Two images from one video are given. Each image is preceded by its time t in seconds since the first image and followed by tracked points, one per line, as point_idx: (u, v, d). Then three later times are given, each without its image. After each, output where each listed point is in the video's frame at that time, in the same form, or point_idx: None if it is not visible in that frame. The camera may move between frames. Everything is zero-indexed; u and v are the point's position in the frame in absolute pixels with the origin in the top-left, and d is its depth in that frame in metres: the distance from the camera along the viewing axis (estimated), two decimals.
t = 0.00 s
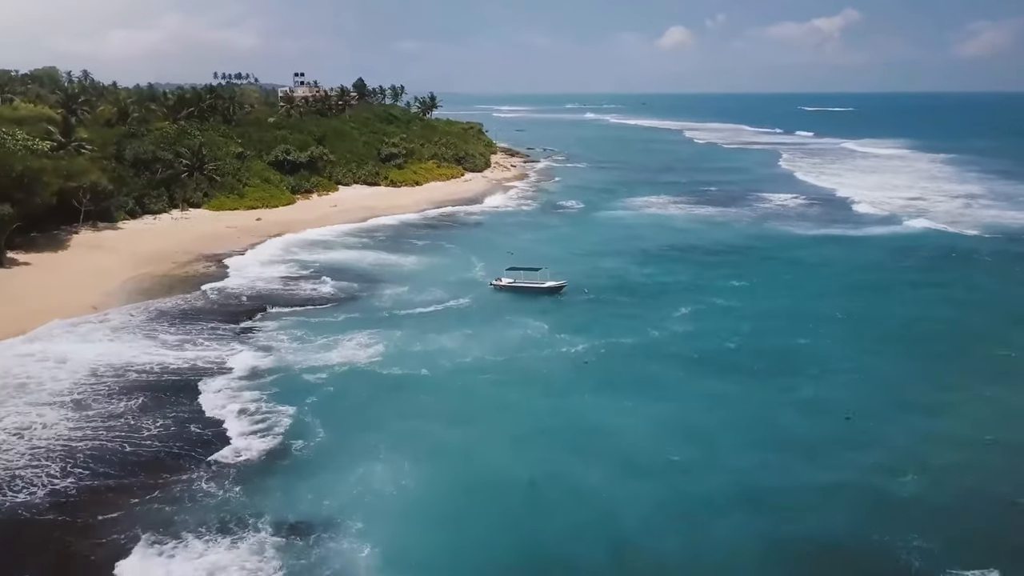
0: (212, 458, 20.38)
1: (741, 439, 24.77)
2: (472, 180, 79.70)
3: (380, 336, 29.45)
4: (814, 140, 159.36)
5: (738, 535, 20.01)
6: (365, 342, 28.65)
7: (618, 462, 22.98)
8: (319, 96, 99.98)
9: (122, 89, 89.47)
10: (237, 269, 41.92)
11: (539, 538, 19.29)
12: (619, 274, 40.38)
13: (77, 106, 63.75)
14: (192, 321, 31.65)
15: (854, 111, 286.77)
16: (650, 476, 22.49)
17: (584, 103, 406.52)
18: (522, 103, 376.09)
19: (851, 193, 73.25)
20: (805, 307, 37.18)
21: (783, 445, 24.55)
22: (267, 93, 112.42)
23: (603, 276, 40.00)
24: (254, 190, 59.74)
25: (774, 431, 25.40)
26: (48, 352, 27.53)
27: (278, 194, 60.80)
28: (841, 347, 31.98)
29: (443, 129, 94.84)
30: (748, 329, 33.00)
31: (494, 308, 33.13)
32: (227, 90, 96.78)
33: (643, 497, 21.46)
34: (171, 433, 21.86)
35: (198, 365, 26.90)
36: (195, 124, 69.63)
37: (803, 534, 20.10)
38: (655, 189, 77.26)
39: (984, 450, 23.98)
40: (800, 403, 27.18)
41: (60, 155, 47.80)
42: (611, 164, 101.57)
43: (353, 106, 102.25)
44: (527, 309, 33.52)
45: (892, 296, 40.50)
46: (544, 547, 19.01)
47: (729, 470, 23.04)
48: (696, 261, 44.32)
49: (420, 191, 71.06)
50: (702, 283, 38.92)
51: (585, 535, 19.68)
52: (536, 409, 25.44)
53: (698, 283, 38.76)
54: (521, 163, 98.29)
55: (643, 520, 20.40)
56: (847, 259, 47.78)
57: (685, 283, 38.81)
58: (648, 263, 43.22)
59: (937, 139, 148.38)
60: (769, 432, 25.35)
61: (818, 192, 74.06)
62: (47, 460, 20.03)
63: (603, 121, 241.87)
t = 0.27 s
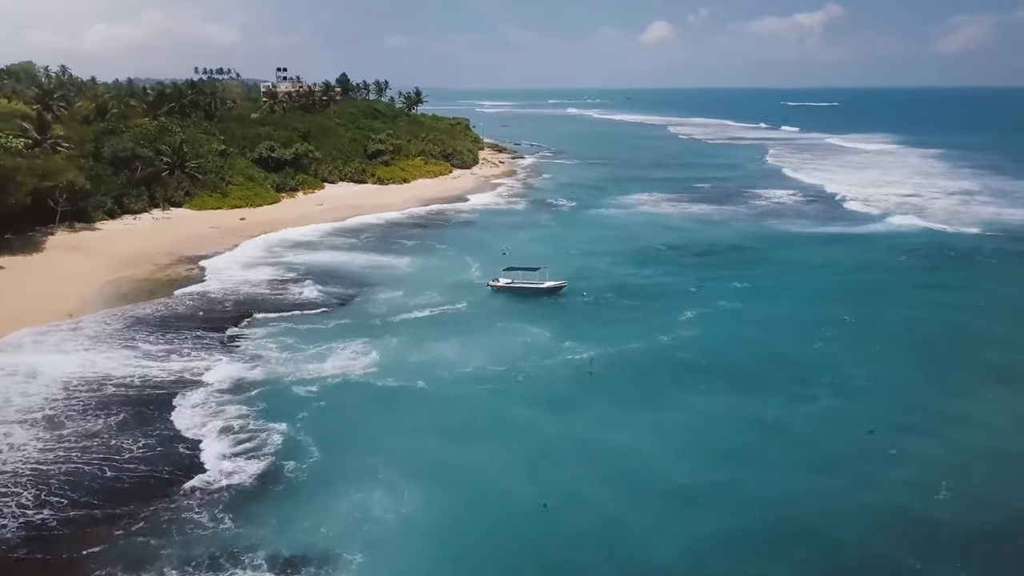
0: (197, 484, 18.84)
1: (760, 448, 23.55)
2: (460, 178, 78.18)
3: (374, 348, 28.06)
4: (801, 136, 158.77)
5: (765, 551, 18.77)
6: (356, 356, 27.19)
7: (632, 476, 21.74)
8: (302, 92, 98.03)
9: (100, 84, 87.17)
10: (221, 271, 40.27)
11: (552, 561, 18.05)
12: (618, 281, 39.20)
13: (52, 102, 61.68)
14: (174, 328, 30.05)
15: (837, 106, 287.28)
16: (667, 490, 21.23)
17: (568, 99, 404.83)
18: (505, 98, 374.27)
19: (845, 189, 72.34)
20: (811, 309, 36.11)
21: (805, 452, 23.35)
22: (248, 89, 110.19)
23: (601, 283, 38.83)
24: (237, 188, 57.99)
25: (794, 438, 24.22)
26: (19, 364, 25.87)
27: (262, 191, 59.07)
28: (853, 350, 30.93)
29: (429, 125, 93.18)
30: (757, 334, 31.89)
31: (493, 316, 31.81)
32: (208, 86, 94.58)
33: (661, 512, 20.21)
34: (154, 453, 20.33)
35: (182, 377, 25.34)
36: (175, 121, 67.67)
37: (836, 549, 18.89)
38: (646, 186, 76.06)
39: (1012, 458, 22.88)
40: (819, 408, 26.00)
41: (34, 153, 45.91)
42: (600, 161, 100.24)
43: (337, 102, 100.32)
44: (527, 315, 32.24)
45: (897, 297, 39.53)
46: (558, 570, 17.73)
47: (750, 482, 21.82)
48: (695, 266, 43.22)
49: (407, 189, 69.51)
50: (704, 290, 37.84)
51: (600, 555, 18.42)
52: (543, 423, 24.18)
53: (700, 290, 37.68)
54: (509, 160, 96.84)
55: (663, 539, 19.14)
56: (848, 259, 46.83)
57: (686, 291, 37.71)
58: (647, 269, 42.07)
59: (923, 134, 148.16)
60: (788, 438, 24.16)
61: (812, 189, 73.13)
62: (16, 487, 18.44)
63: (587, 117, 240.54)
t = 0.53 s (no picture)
0: (185, 513, 17.59)
1: (779, 460, 22.48)
2: (451, 175, 76.89)
3: (370, 358, 26.84)
4: (791, 131, 158.11)
5: (794, 574, 17.69)
6: (349, 367, 25.99)
7: (645, 492, 20.70)
8: (288, 87, 96.31)
9: (81, 80, 85.20)
10: (208, 273, 38.89)
11: None
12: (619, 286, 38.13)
13: (32, 98, 59.92)
14: (159, 337, 28.69)
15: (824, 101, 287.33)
16: (684, 509, 20.12)
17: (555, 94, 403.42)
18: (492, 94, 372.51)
19: (841, 186, 71.46)
20: (819, 313, 35.17)
21: (826, 464, 22.31)
22: (233, 85, 108.28)
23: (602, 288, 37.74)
24: (223, 186, 56.51)
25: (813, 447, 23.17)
26: None
27: (248, 190, 57.61)
28: (867, 354, 29.98)
29: (419, 121, 91.70)
30: (766, 340, 30.88)
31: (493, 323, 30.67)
32: (192, 82, 92.72)
33: (680, 533, 19.11)
34: (141, 475, 19.08)
35: (168, 390, 24.03)
36: (158, 117, 66.00)
37: (868, 572, 17.82)
38: (640, 183, 74.95)
39: None
40: (837, 416, 24.98)
41: (12, 151, 44.30)
42: (591, 158, 99.06)
43: (324, 98, 98.64)
44: (528, 324, 31.12)
45: (904, 298, 38.63)
46: None
47: (771, 497, 20.76)
48: (696, 269, 42.22)
49: (397, 187, 68.16)
50: (708, 295, 36.86)
51: None
52: (551, 436, 23.05)
53: (703, 296, 36.69)
54: (499, 157, 95.53)
55: (685, 563, 18.03)
56: (851, 258, 45.93)
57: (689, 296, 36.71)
58: (648, 273, 41.03)
59: (913, 130, 147.78)
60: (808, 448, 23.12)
61: (808, 185, 72.24)
62: None
63: (575, 112, 239.20)
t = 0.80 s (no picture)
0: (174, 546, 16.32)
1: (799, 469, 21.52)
2: (442, 173, 75.56)
3: (367, 369, 25.64)
4: (781, 127, 157.53)
5: None
6: (346, 380, 24.77)
7: (659, 506, 19.64)
8: (275, 83, 94.62)
9: (62, 77, 83.24)
10: (195, 276, 37.49)
11: None
12: (621, 291, 37.06)
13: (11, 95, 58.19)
14: (146, 346, 27.37)
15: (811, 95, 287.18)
16: (705, 522, 19.10)
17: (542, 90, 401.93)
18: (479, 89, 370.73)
19: (838, 183, 70.64)
20: (827, 318, 34.27)
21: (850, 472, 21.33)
22: (218, 81, 106.42)
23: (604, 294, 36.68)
24: (209, 185, 55.02)
25: (837, 455, 22.17)
26: None
27: (235, 188, 56.14)
28: (882, 358, 29.06)
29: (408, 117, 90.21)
30: (777, 346, 29.95)
31: (496, 328, 29.55)
32: (177, 77, 90.89)
33: (699, 550, 18.05)
34: (128, 500, 17.82)
35: (155, 405, 22.71)
36: (142, 114, 64.37)
37: None
38: (634, 180, 73.87)
39: None
40: (857, 421, 24.01)
41: None
42: (583, 154, 97.90)
43: (311, 93, 96.97)
44: (532, 331, 30.04)
45: (911, 299, 37.86)
46: None
47: (794, 510, 19.73)
48: (698, 272, 41.24)
49: (388, 185, 66.82)
50: (713, 300, 35.89)
51: None
52: (561, 448, 21.99)
53: (709, 302, 35.73)
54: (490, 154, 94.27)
55: None
56: (854, 260, 45.08)
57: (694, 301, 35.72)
58: (650, 276, 40.03)
59: (903, 125, 147.45)
60: (830, 456, 22.13)
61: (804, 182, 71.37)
62: None
63: (563, 108, 237.94)
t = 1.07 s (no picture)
0: None
1: (828, 495, 20.34)
2: (428, 169, 73.85)
3: (364, 388, 24.15)
4: (766, 121, 156.80)
5: None
6: (338, 401, 23.23)
7: (678, 537, 18.50)
8: (256, 77, 92.33)
9: (34, 71, 80.63)
10: (176, 280, 35.70)
11: None
12: (623, 295, 35.69)
13: None
14: (124, 363, 25.68)
15: (793, 90, 287.31)
16: (737, 558, 17.92)
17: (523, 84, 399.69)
18: (460, 83, 368.30)
19: (832, 178, 69.61)
20: (838, 323, 33.09)
21: (882, 499, 20.18)
22: (197, 75, 103.88)
23: (605, 298, 35.29)
24: (189, 183, 53.11)
25: (865, 480, 21.01)
26: None
27: (216, 186, 54.25)
28: (900, 368, 27.92)
29: (392, 112, 88.29)
30: (789, 356, 28.75)
31: (496, 344, 28.14)
32: (154, 71, 88.45)
33: None
34: (105, 540, 16.19)
35: (135, 428, 21.05)
36: (118, 110, 62.22)
37: None
38: (624, 176, 72.48)
39: None
40: (882, 442, 22.89)
41: None
42: (571, 150, 96.35)
43: (293, 87, 94.76)
44: (535, 343, 28.64)
45: (921, 301, 36.75)
46: None
47: (820, 538, 18.64)
48: (700, 274, 39.94)
49: (373, 183, 65.05)
50: (719, 306, 34.62)
51: None
52: (575, 476, 20.69)
53: (714, 308, 34.47)
54: (475, 150, 92.58)
55: None
56: (857, 259, 43.96)
57: (699, 307, 34.45)
58: (651, 279, 38.66)
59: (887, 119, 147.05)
60: (859, 481, 20.96)
61: (797, 177, 70.27)
62: None
63: (546, 102, 236.01)
